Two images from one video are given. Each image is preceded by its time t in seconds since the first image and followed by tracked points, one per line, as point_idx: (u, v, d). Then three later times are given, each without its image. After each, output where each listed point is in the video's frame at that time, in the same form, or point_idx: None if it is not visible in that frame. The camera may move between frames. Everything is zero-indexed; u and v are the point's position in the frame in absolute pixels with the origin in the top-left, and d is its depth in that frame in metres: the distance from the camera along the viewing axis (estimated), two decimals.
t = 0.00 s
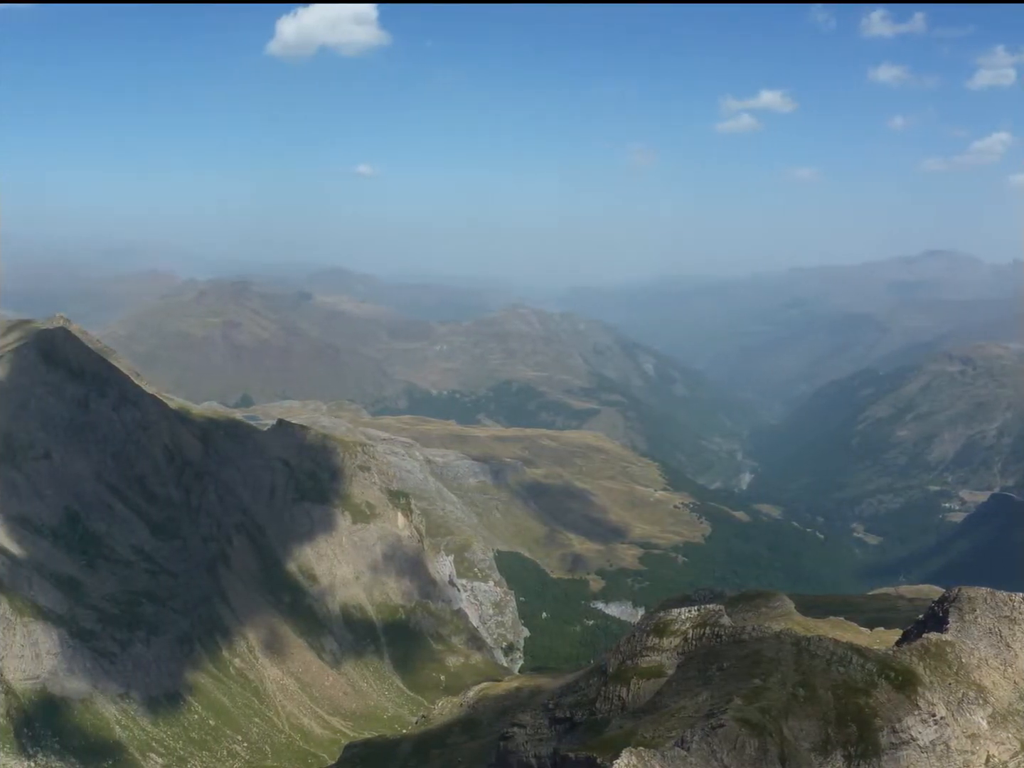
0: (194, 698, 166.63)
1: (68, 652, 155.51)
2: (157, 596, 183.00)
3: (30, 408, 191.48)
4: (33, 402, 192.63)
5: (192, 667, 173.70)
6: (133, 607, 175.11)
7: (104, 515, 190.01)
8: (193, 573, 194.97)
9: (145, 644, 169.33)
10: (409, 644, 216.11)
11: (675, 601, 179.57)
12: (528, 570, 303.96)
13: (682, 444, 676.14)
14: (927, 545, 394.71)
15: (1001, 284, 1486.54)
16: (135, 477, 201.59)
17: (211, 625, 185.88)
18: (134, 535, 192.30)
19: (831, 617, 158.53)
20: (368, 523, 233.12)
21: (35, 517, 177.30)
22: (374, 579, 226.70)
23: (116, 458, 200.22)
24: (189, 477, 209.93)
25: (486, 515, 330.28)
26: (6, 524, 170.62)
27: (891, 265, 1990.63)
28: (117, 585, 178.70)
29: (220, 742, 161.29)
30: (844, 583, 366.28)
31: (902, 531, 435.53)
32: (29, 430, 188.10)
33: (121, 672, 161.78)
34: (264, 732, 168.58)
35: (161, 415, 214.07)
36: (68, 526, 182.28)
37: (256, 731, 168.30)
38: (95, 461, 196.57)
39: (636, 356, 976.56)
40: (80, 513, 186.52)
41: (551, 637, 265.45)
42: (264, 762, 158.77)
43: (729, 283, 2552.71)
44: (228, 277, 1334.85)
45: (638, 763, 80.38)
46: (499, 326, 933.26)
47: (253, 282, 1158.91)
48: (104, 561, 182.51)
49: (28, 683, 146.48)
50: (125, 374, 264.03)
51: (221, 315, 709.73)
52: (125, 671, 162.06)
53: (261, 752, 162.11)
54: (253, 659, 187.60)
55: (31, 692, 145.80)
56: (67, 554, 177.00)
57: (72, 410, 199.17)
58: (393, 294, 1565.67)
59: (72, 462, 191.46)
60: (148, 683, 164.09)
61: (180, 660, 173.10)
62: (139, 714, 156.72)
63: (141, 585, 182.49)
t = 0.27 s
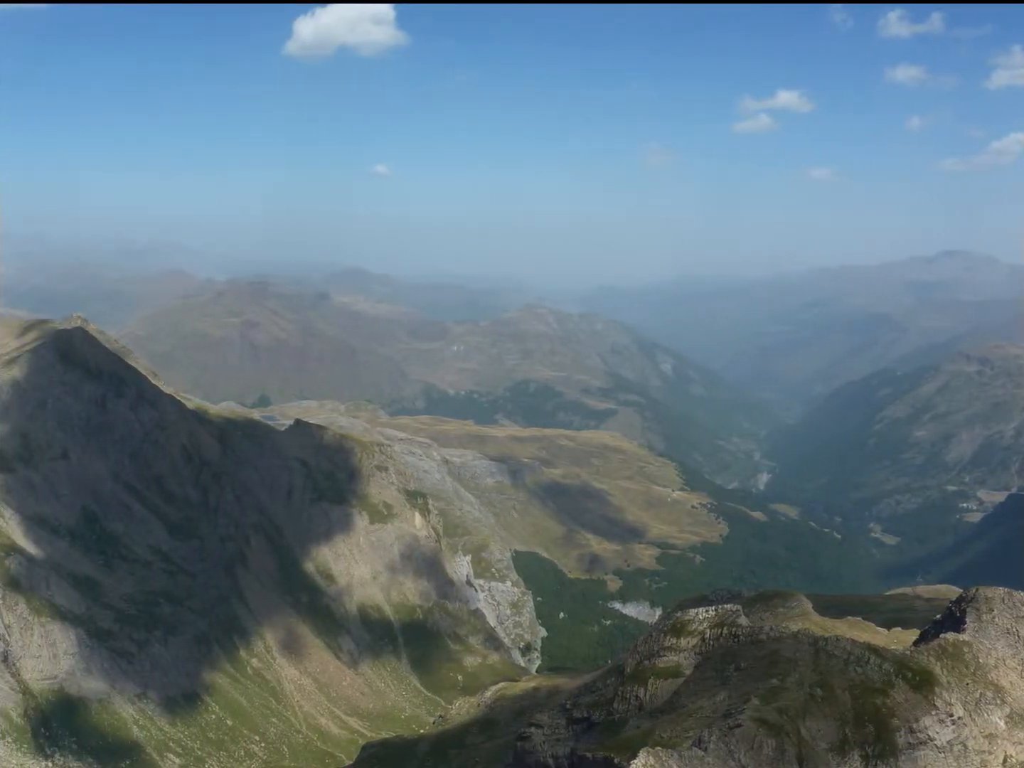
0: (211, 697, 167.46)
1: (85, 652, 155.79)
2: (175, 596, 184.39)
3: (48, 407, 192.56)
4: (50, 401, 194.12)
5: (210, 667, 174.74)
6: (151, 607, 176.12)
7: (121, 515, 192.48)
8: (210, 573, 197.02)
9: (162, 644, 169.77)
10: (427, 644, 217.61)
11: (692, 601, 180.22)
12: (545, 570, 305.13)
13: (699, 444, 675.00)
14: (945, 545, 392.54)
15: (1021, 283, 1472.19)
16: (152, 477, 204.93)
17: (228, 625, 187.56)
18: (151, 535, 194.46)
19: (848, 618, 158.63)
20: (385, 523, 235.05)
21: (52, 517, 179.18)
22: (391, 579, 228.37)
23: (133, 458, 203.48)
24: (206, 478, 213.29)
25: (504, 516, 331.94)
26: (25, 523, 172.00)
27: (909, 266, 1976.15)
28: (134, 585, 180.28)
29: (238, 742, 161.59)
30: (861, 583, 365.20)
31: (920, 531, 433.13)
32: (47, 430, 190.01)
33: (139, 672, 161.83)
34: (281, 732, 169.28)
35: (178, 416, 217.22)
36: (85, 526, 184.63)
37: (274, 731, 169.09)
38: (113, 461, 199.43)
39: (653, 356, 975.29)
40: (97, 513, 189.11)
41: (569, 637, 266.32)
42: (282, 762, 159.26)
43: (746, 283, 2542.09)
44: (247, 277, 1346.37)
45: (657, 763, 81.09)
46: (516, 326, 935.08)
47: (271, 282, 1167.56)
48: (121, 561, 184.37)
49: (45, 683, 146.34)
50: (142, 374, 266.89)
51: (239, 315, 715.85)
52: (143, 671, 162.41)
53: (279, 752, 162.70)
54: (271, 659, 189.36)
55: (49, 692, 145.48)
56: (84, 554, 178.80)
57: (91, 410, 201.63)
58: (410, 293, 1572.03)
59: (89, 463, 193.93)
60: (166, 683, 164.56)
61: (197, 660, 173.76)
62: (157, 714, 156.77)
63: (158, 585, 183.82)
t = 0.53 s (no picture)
0: (229, 698, 169.26)
1: (102, 652, 158.73)
2: (192, 596, 186.65)
3: (65, 407, 195.45)
4: (68, 401, 197.38)
5: (228, 667, 176.75)
6: (168, 608, 178.50)
7: (138, 515, 195.43)
8: (228, 573, 199.26)
9: (180, 644, 172.05)
10: (444, 644, 219.23)
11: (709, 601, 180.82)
12: (562, 570, 306.12)
13: (717, 444, 673.63)
14: (964, 545, 390.26)
15: None
16: (169, 477, 207.87)
17: (245, 625, 189.42)
18: (168, 535, 197.40)
19: (866, 618, 158.69)
20: (402, 523, 236.97)
21: (70, 517, 182.17)
22: (409, 579, 230.18)
23: (150, 458, 206.57)
24: (223, 478, 216.13)
25: (521, 516, 333.10)
26: (43, 523, 175.03)
27: (925, 266, 1961.67)
28: (151, 585, 182.88)
29: (255, 742, 163.47)
30: (878, 583, 363.98)
31: (938, 531, 430.65)
32: (65, 431, 192.99)
33: (156, 672, 164.41)
34: (299, 732, 170.66)
35: (195, 416, 220.12)
36: (103, 526, 187.58)
37: (291, 731, 170.36)
38: (130, 462, 202.58)
39: (670, 356, 973.76)
40: (114, 513, 192.09)
41: (586, 637, 267.29)
42: (299, 762, 160.81)
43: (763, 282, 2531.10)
44: (266, 277, 1356.28)
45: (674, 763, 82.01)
46: (533, 326, 936.34)
47: (288, 282, 1175.74)
48: (138, 561, 187.17)
49: (63, 682, 149.32)
50: (161, 374, 270.09)
51: (257, 315, 721.86)
52: (160, 671, 165.08)
53: (297, 752, 164.28)
54: (288, 659, 191.11)
55: (67, 692, 148.23)
56: (102, 554, 181.63)
57: (108, 410, 204.95)
58: (427, 293, 1577.06)
59: (107, 463, 197.01)
60: (183, 682, 167.01)
61: (215, 660, 175.84)
62: (174, 714, 159.16)
63: (175, 585, 186.51)
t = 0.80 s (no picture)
0: (247, 698, 170.37)
1: (120, 652, 160.57)
2: (210, 595, 188.48)
3: (83, 407, 200.21)
4: (85, 401, 201.11)
5: (246, 667, 178.33)
6: (186, 608, 180.31)
7: (156, 515, 197.60)
8: (246, 573, 201.10)
9: (198, 643, 173.54)
10: (462, 644, 220.71)
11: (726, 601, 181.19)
12: (580, 571, 306.87)
13: (734, 444, 671.89)
14: (983, 544, 387.56)
15: None
16: (187, 477, 210.52)
17: (263, 625, 190.75)
18: (186, 535, 198.96)
19: (884, 618, 158.62)
20: (420, 523, 238.73)
21: (89, 517, 184.79)
22: (427, 579, 231.87)
23: (168, 459, 209.36)
24: (241, 478, 218.87)
25: (539, 515, 334.33)
26: (61, 523, 178.10)
27: (943, 266, 1948.45)
28: (169, 585, 184.87)
29: (273, 742, 164.82)
30: (896, 583, 362.65)
31: (957, 531, 427.71)
32: (83, 431, 196.86)
33: (173, 672, 165.98)
34: (316, 732, 172.10)
35: (212, 416, 222.99)
36: (121, 526, 189.54)
37: (309, 731, 172.53)
38: (147, 462, 205.32)
39: (687, 356, 971.79)
40: (132, 513, 194.08)
41: (604, 637, 267.96)
42: (316, 762, 162.08)
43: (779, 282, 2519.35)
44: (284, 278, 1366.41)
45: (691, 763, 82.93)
46: (550, 326, 937.43)
47: (306, 282, 1183.15)
48: (157, 561, 188.94)
49: (81, 683, 151.48)
50: (178, 374, 272.74)
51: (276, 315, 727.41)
52: (178, 671, 166.44)
53: (314, 751, 165.59)
54: (306, 660, 192.59)
55: (84, 692, 150.25)
56: (120, 554, 183.80)
57: (126, 411, 208.20)
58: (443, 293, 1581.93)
59: (124, 464, 199.74)
60: (201, 683, 168.26)
61: (233, 659, 177.32)
62: (192, 714, 160.78)
63: (193, 585, 188.13)
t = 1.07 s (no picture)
0: (264, 698, 171.57)
1: (138, 652, 160.65)
2: (227, 595, 189.88)
3: (101, 407, 202.25)
4: (103, 401, 203.77)
5: (263, 667, 179.34)
6: (203, 608, 181.52)
7: (173, 515, 199.30)
8: (263, 573, 202.74)
9: (215, 643, 174.34)
10: (479, 644, 222.22)
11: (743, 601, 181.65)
12: (597, 571, 307.66)
13: (752, 444, 670.09)
14: (1002, 544, 384.93)
15: None
16: (205, 477, 212.94)
17: (280, 625, 192.03)
18: (203, 535, 200.82)
19: (901, 618, 158.70)
20: (438, 523, 240.52)
21: (106, 517, 186.08)
22: (444, 579, 233.61)
23: (185, 459, 211.71)
24: (258, 478, 221.36)
25: (556, 515, 335.45)
26: (78, 523, 179.08)
27: (961, 265, 1935.02)
28: (187, 585, 186.27)
29: (290, 742, 165.63)
30: (914, 584, 361.40)
31: (975, 531, 424.83)
32: (100, 431, 198.94)
33: (190, 672, 166.59)
34: (333, 732, 173.24)
35: (229, 416, 225.56)
36: (138, 526, 190.85)
37: (326, 731, 173.57)
38: (165, 461, 207.53)
39: (704, 356, 970.23)
40: (150, 513, 196.01)
41: (621, 637, 268.76)
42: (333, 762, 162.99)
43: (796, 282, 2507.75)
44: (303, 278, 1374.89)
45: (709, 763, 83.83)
46: (567, 326, 938.13)
47: (324, 282, 1191.31)
48: (174, 561, 190.22)
49: (99, 683, 151.11)
50: (194, 374, 275.53)
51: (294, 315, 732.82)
52: (195, 671, 166.97)
53: (331, 751, 166.62)
54: (323, 660, 193.94)
55: (102, 692, 150.12)
56: (138, 554, 185.42)
57: (143, 410, 210.78)
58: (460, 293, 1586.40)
59: (142, 463, 201.90)
60: (218, 683, 169.21)
61: (250, 660, 178.29)
62: (208, 715, 161.31)
63: (210, 585, 189.55)
